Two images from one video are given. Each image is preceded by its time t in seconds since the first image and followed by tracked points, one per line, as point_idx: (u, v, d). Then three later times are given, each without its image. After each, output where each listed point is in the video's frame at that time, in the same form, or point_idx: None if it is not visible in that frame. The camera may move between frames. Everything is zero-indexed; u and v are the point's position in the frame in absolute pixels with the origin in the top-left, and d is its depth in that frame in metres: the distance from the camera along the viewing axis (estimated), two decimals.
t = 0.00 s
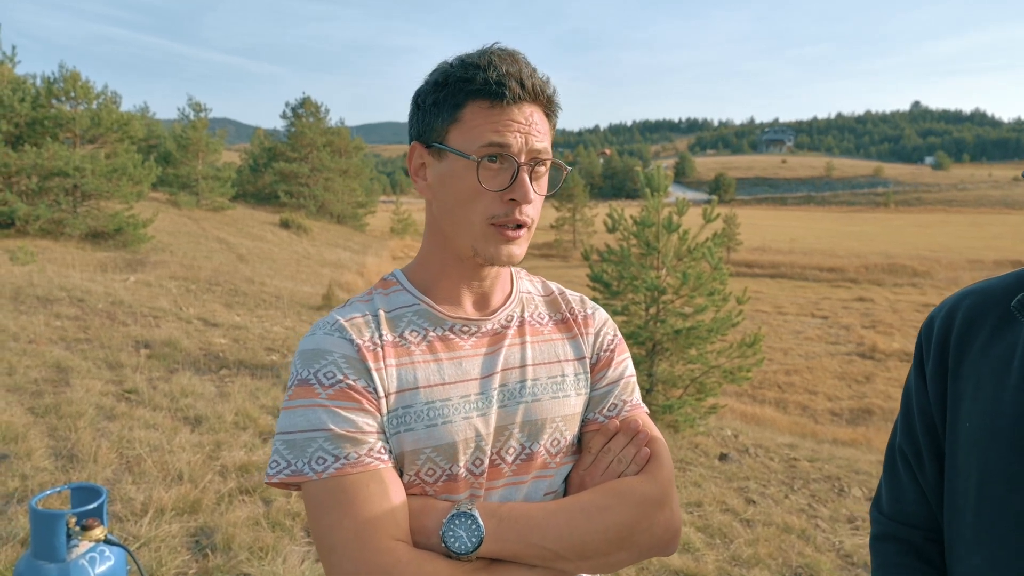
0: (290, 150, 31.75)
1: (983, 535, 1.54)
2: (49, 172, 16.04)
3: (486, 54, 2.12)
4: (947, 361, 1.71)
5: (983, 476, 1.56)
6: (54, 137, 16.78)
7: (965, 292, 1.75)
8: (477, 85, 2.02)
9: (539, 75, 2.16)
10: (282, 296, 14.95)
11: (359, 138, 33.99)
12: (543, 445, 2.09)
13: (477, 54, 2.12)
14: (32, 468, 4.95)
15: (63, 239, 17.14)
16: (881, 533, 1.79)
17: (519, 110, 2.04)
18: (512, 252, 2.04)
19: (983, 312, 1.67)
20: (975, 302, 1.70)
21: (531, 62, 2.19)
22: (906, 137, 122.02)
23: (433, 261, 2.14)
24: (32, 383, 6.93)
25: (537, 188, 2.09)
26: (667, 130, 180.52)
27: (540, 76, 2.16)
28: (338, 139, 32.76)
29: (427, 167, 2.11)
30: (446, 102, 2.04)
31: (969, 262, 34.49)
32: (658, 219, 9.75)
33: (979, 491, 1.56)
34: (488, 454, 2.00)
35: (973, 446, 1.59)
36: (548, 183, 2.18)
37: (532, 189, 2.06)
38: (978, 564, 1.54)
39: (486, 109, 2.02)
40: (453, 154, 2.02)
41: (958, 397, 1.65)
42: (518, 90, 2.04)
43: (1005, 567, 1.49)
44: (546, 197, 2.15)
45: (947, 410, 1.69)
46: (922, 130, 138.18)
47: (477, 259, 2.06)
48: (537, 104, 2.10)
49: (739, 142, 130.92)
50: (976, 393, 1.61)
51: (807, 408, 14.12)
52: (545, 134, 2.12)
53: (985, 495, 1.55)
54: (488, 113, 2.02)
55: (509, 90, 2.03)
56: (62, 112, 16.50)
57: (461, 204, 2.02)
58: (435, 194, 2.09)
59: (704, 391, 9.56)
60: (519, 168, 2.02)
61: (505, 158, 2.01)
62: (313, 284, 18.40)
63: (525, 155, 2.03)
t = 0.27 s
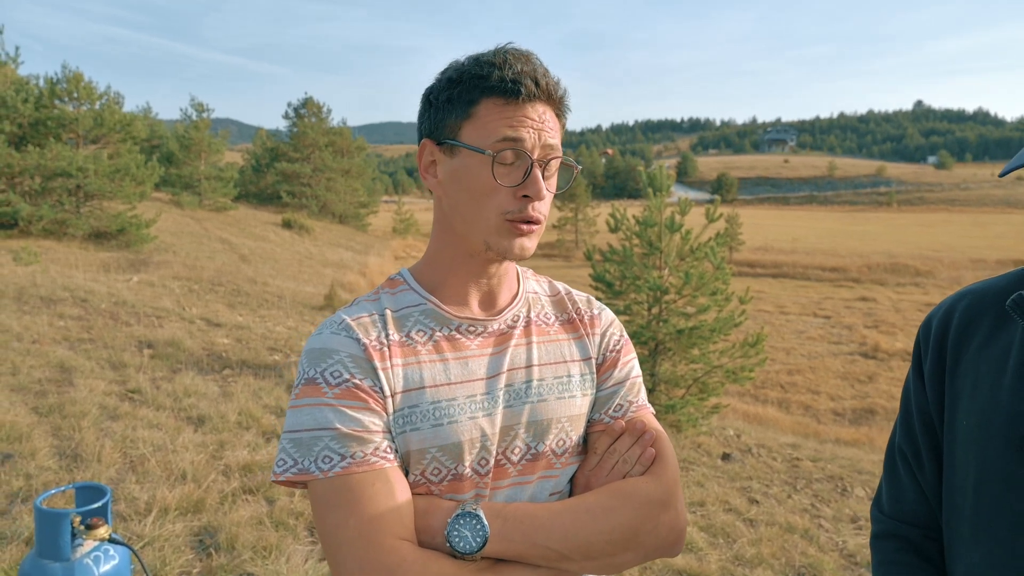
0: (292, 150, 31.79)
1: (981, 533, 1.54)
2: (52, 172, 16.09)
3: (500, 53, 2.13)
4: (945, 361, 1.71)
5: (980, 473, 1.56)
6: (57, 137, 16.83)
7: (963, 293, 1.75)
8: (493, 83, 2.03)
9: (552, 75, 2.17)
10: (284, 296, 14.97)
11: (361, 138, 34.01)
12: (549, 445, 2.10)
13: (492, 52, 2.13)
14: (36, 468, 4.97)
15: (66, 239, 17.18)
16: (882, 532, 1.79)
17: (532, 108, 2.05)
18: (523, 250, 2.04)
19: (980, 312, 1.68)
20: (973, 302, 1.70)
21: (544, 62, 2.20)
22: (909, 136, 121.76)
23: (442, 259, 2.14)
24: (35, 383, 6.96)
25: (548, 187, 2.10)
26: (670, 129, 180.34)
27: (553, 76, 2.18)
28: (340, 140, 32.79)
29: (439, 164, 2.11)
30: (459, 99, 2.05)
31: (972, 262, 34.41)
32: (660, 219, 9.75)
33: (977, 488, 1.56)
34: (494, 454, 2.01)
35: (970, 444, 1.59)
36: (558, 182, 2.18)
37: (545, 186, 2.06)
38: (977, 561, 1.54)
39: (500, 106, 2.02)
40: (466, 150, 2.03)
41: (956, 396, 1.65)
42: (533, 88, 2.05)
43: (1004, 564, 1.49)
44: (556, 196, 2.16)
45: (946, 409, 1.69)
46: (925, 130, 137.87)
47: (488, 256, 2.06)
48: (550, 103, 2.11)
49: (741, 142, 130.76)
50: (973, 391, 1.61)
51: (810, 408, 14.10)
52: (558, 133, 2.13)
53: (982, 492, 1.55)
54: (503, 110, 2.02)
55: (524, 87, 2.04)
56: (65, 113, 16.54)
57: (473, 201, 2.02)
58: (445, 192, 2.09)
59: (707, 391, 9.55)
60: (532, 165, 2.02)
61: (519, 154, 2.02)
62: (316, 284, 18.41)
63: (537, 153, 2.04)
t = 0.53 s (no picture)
0: (295, 150, 31.83)
1: (981, 532, 1.54)
2: (56, 173, 16.14)
3: (504, 50, 2.14)
4: (944, 361, 1.71)
5: (980, 472, 1.55)
6: (61, 138, 16.88)
7: (963, 293, 1.75)
8: (497, 80, 2.03)
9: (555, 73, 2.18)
10: (287, 296, 14.99)
11: (364, 139, 34.04)
12: (549, 446, 2.10)
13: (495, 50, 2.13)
14: (40, 468, 4.98)
15: (70, 239, 17.23)
16: (881, 532, 1.79)
17: (536, 105, 2.06)
18: (527, 247, 2.04)
19: (980, 312, 1.67)
20: (973, 302, 1.70)
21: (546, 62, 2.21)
22: (912, 136, 121.45)
23: (443, 258, 2.14)
24: (39, 383, 6.98)
25: (551, 185, 2.10)
26: (672, 129, 180.20)
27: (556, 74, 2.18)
28: (343, 140, 32.82)
29: (442, 162, 2.11)
30: (464, 96, 2.05)
31: (976, 261, 34.33)
32: (663, 219, 9.74)
33: (977, 487, 1.56)
34: (496, 454, 2.00)
35: (971, 443, 1.59)
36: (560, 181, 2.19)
37: (549, 183, 2.06)
38: (976, 560, 1.53)
39: (505, 103, 2.03)
40: (470, 148, 2.02)
41: (956, 395, 1.65)
42: (537, 85, 2.06)
43: (1002, 562, 1.48)
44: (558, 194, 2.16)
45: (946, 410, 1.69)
46: (929, 129, 137.55)
47: (491, 253, 2.06)
48: (553, 100, 2.12)
49: (744, 142, 130.55)
50: (972, 391, 1.61)
51: (813, 408, 14.08)
52: (560, 131, 2.13)
53: (981, 491, 1.54)
54: (507, 107, 2.02)
55: (529, 85, 2.04)
56: (69, 113, 16.59)
57: (477, 198, 2.01)
58: (448, 190, 2.09)
59: (710, 391, 9.53)
60: (536, 161, 2.02)
61: (523, 151, 2.02)
62: (319, 284, 18.43)
63: (541, 150, 2.04)
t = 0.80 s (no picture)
0: (298, 150, 31.86)
1: (983, 532, 1.53)
2: (59, 172, 16.16)
3: (504, 54, 2.13)
4: (949, 362, 1.70)
5: (983, 472, 1.55)
6: (63, 138, 16.90)
7: (966, 293, 1.74)
8: (500, 85, 2.02)
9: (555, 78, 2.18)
10: (289, 296, 14.99)
11: (366, 138, 34.06)
12: (548, 447, 2.10)
13: (496, 54, 2.12)
14: (41, 467, 4.99)
15: (72, 239, 17.26)
16: (882, 532, 1.78)
17: (539, 110, 2.06)
18: (529, 251, 2.04)
19: (984, 312, 1.66)
20: (976, 303, 1.69)
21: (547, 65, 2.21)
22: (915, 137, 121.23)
23: (443, 260, 2.14)
24: (41, 382, 6.99)
25: (552, 188, 2.10)
26: (674, 129, 180.06)
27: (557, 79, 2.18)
28: (345, 140, 32.85)
29: (442, 166, 2.11)
30: (466, 100, 2.04)
31: (978, 262, 34.28)
32: (664, 219, 9.73)
33: (979, 488, 1.56)
34: (494, 455, 2.01)
35: (974, 443, 1.58)
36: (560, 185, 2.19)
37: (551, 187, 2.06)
38: (979, 560, 1.53)
39: (507, 108, 2.02)
40: (472, 153, 2.02)
41: (960, 395, 1.64)
42: (539, 90, 2.06)
43: (1004, 562, 1.48)
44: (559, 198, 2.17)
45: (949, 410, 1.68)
46: (931, 130, 137.34)
47: (493, 257, 2.06)
48: (554, 104, 2.12)
49: (746, 142, 130.53)
50: (976, 391, 1.60)
51: (815, 408, 14.07)
52: (562, 136, 2.13)
53: (985, 491, 1.54)
54: (510, 112, 2.02)
55: (531, 90, 2.04)
56: (72, 113, 16.61)
57: (479, 202, 2.01)
58: (449, 194, 2.09)
59: (711, 391, 9.53)
60: (539, 167, 2.03)
61: (526, 156, 2.02)
62: (321, 284, 18.45)
63: (544, 155, 2.05)
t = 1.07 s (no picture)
0: (303, 150, 31.93)
1: (995, 532, 1.53)
2: (65, 172, 16.23)
3: (505, 57, 2.10)
4: (960, 361, 1.69)
5: (995, 471, 1.54)
6: (69, 137, 16.96)
7: (978, 292, 1.73)
8: (499, 92, 2.01)
9: (557, 80, 2.15)
10: (293, 296, 15.01)
11: (371, 139, 34.11)
12: (551, 446, 2.10)
13: (496, 57, 2.10)
14: (47, 465, 5.02)
15: (78, 238, 17.32)
16: (892, 530, 1.78)
17: (539, 117, 2.04)
18: (528, 257, 2.04)
19: (997, 310, 1.65)
20: (989, 301, 1.68)
21: (549, 66, 2.18)
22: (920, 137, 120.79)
23: (445, 262, 2.14)
24: (47, 381, 7.02)
25: (554, 194, 2.09)
26: (679, 129, 179.78)
27: (559, 81, 2.16)
28: (350, 140, 32.90)
29: (443, 169, 2.11)
30: (465, 107, 2.03)
31: (984, 262, 34.15)
32: (669, 219, 9.72)
33: (992, 487, 1.55)
34: (497, 455, 2.01)
35: (986, 443, 1.58)
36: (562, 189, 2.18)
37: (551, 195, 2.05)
38: (990, 559, 1.52)
39: (506, 116, 2.01)
40: (472, 160, 2.02)
41: (971, 394, 1.64)
42: (539, 97, 2.04)
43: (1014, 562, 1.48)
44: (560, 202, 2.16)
45: (960, 410, 1.67)
46: (937, 130, 136.82)
47: (494, 263, 2.06)
48: (555, 108, 2.10)
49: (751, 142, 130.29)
50: (988, 390, 1.59)
51: (819, 409, 14.03)
52: (563, 141, 2.11)
53: (997, 491, 1.53)
54: (509, 120, 2.01)
55: (531, 98, 2.02)
56: (78, 113, 16.67)
57: (479, 208, 2.02)
58: (450, 198, 2.09)
59: (716, 392, 9.50)
60: (538, 175, 2.01)
61: (525, 164, 2.01)
62: (325, 284, 18.49)
63: (544, 162, 2.03)
